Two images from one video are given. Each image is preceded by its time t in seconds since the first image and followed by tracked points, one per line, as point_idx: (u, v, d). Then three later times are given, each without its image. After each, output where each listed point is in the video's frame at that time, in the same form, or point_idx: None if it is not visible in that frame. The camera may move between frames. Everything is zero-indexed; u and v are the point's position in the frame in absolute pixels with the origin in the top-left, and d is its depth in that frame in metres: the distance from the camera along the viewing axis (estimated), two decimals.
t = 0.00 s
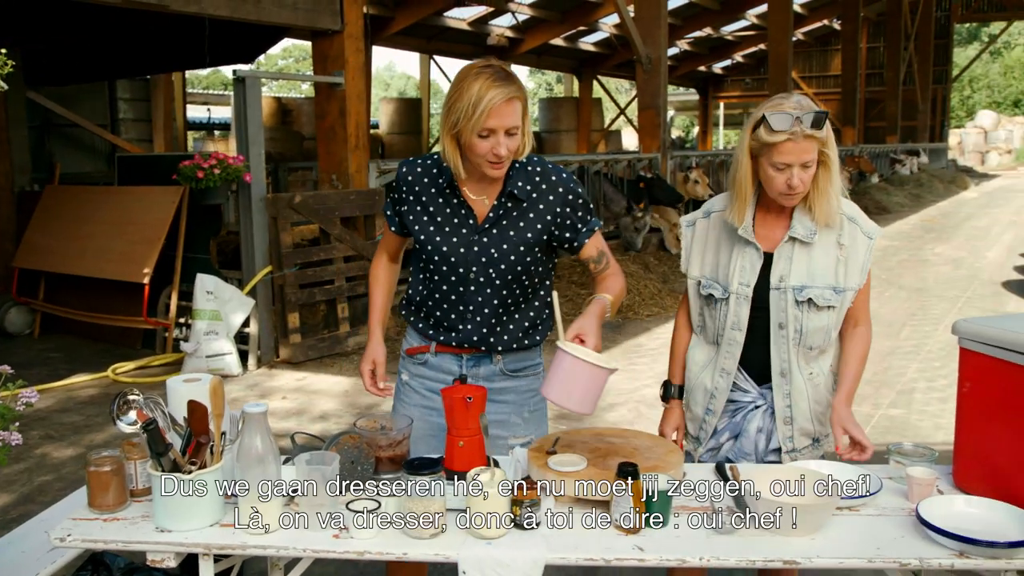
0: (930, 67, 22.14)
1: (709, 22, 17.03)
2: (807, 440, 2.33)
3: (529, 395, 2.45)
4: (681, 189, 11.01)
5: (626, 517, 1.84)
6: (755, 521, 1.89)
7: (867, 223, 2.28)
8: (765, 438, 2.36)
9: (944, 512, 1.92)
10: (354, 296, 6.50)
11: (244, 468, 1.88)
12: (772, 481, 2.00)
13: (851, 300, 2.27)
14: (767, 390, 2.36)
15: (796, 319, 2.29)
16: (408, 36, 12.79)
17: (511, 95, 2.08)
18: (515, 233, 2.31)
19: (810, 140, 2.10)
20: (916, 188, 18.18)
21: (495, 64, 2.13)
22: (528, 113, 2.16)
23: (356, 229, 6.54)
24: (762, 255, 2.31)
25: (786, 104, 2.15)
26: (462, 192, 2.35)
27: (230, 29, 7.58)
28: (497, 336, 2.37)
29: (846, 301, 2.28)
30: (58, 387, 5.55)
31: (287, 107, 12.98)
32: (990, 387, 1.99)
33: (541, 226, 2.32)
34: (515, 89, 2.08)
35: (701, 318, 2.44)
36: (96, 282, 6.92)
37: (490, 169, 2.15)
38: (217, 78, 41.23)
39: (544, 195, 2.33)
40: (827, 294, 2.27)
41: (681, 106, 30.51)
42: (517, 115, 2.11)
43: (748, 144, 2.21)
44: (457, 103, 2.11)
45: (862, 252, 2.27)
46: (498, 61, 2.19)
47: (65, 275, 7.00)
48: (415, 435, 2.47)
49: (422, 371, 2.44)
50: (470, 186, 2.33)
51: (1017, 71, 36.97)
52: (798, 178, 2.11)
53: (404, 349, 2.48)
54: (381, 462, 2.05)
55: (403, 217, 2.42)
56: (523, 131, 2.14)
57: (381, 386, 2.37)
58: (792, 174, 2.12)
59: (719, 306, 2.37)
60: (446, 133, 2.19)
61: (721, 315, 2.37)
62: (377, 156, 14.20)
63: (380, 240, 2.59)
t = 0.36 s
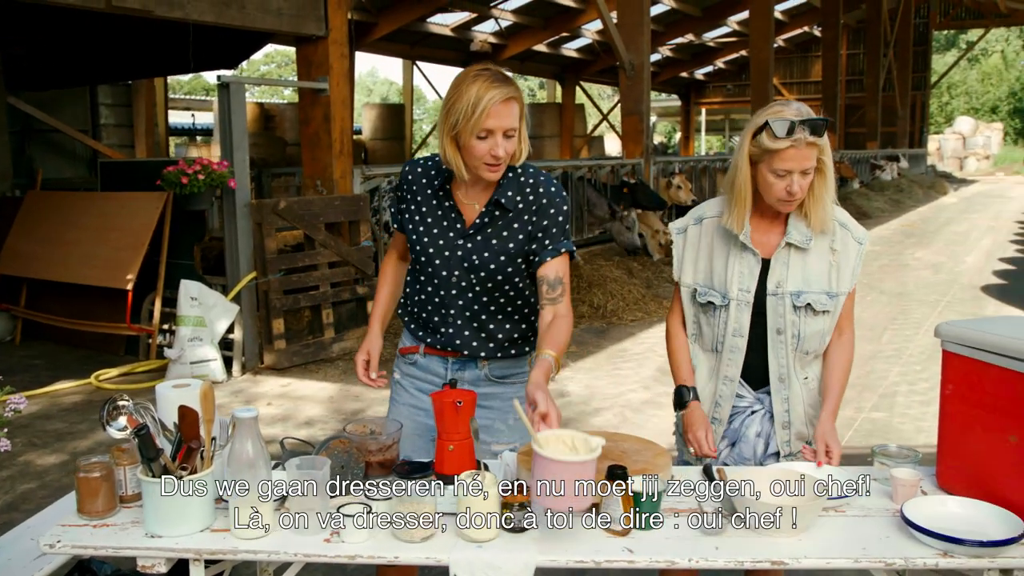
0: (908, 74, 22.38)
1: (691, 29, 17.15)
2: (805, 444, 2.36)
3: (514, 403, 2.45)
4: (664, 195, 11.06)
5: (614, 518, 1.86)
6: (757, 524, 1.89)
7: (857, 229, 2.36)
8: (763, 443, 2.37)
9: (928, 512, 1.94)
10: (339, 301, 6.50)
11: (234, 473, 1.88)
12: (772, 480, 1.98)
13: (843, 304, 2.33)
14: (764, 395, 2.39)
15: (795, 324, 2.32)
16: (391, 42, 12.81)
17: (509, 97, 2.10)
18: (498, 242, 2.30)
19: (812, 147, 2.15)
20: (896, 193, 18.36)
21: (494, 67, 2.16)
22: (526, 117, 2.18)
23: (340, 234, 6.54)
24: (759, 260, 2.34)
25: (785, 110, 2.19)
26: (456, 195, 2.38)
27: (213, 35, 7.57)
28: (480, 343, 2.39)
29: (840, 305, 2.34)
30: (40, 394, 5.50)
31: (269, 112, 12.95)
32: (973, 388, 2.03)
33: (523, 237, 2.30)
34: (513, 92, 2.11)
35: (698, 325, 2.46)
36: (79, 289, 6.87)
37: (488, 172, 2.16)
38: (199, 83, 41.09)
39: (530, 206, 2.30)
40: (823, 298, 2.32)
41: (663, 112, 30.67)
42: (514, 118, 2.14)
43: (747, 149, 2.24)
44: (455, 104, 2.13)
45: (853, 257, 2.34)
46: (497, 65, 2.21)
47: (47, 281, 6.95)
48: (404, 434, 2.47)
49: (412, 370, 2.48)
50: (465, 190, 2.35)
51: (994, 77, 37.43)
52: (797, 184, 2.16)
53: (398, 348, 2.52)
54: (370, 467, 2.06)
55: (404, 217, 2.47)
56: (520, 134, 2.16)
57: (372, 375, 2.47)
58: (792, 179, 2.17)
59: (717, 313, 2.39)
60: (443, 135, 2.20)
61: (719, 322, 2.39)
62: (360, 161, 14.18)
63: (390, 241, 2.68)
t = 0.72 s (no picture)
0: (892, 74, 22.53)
1: (677, 29, 17.21)
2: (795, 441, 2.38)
3: (495, 403, 2.47)
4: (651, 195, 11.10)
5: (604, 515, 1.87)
6: (757, 521, 1.90)
7: (845, 227, 2.40)
8: (755, 442, 2.40)
9: (913, 506, 1.97)
10: (326, 303, 6.49)
11: (223, 473, 1.88)
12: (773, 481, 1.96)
13: (834, 303, 2.37)
14: (755, 395, 2.41)
15: (787, 325, 2.35)
16: (377, 43, 12.81)
17: (499, 104, 2.11)
18: (478, 246, 2.31)
19: (796, 147, 2.17)
20: (881, 193, 18.48)
21: (483, 72, 2.16)
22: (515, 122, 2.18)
23: (327, 236, 6.53)
24: (752, 261, 2.36)
25: (774, 110, 2.20)
26: (440, 197, 2.39)
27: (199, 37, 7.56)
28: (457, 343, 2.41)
29: (830, 303, 2.38)
30: (26, 396, 5.48)
31: (255, 114, 12.92)
32: (956, 384, 2.05)
33: (503, 242, 2.30)
34: (503, 99, 2.12)
35: (690, 327, 2.46)
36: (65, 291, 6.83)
37: (477, 179, 2.17)
38: (184, 85, 40.97)
39: (511, 211, 2.30)
40: (814, 298, 2.35)
41: (649, 113, 30.77)
42: (504, 124, 2.14)
43: (734, 148, 2.25)
44: (444, 111, 2.13)
45: (843, 254, 2.38)
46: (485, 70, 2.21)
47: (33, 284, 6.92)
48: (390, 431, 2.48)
49: (395, 367, 2.51)
50: (450, 193, 2.36)
51: (977, 78, 37.73)
52: (782, 184, 2.18)
53: (384, 345, 2.55)
54: (359, 466, 2.07)
55: (392, 215, 2.49)
56: (510, 140, 2.16)
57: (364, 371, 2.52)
58: (779, 180, 2.19)
59: (712, 315, 2.41)
60: (433, 140, 2.21)
61: (714, 323, 2.41)
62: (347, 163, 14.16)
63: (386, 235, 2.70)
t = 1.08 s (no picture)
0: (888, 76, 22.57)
1: (674, 30, 17.22)
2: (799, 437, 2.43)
3: (487, 399, 2.48)
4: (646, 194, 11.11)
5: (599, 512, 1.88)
6: (758, 521, 1.90)
7: (838, 226, 2.43)
8: (758, 443, 2.43)
9: (902, 506, 1.98)
10: (321, 301, 6.49)
11: (215, 469, 1.86)
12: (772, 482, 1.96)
13: (831, 302, 2.40)
14: (759, 397, 2.43)
15: (791, 329, 2.37)
16: (373, 41, 12.81)
17: (507, 109, 2.11)
18: (475, 248, 2.31)
19: (797, 152, 2.17)
20: (876, 194, 18.52)
21: (487, 76, 2.16)
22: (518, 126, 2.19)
23: (322, 234, 6.53)
24: (758, 269, 2.36)
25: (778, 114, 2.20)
26: (437, 196, 2.39)
27: (195, 34, 7.54)
28: (451, 340, 2.41)
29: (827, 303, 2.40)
30: (20, 393, 5.47)
31: (252, 112, 12.91)
32: (947, 385, 2.06)
33: (501, 243, 2.31)
34: (511, 104, 2.12)
35: (704, 340, 2.41)
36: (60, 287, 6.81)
37: (482, 180, 2.18)
38: (180, 82, 40.90)
39: (511, 212, 2.31)
40: (813, 299, 2.37)
41: (646, 113, 30.79)
42: (510, 128, 2.15)
43: (733, 152, 2.24)
44: (451, 114, 2.13)
45: (836, 252, 2.41)
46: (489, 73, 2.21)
47: (28, 281, 6.91)
48: (386, 431, 2.50)
49: (387, 365, 2.52)
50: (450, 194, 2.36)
51: (973, 80, 37.82)
52: (784, 189, 2.18)
53: (375, 342, 2.56)
54: (352, 463, 2.08)
55: (386, 213, 2.49)
56: (514, 143, 2.17)
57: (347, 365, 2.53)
58: (782, 186, 2.18)
59: (731, 327, 2.37)
60: (436, 143, 2.20)
61: (732, 334, 2.37)
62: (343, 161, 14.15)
63: (374, 227, 2.71)
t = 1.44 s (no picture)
0: (881, 78, 22.62)
1: (668, 30, 17.23)
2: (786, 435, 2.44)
3: (476, 398, 2.48)
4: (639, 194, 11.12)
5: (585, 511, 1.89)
6: (756, 521, 1.94)
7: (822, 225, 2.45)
8: (748, 442, 2.42)
9: (887, 507, 1.98)
10: (313, 298, 6.48)
11: (201, 467, 1.86)
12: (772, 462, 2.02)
13: (816, 301, 2.41)
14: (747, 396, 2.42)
15: (779, 329, 2.39)
16: (367, 39, 12.78)
17: (498, 108, 2.11)
18: (466, 246, 2.31)
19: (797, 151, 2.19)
20: (868, 195, 18.56)
21: (479, 74, 2.17)
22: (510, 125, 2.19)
23: (314, 231, 6.53)
24: (749, 269, 2.35)
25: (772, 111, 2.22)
26: (428, 194, 2.39)
27: (188, 29, 7.51)
28: (441, 339, 2.41)
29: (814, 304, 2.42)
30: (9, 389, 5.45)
31: (245, 108, 12.87)
32: (934, 386, 2.07)
33: (492, 243, 2.31)
34: (501, 102, 2.12)
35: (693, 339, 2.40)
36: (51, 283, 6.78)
37: (473, 179, 2.18)
38: (173, 77, 40.78)
39: (502, 212, 2.31)
40: (797, 297, 2.39)
41: (640, 112, 30.80)
42: (501, 127, 2.15)
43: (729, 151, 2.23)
44: (442, 112, 2.13)
45: (821, 251, 2.43)
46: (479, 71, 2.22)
47: (18, 276, 6.88)
48: (372, 429, 2.50)
49: (376, 363, 2.51)
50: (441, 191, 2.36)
51: (965, 83, 37.92)
52: (785, 187, 2.20)
53: (363, 341, 2.55)
54: (339, 461, 2.08)
55: (376, 211, 2.49)
56: (505, 142, 2.17)
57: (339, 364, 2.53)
58: (780, 183, 2.20)
59: (721, 326, 2.37)
60: (427, 141, 2.20)
61: (720, 334, 2.37)
62: (336, 158, 14.12)
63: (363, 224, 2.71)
